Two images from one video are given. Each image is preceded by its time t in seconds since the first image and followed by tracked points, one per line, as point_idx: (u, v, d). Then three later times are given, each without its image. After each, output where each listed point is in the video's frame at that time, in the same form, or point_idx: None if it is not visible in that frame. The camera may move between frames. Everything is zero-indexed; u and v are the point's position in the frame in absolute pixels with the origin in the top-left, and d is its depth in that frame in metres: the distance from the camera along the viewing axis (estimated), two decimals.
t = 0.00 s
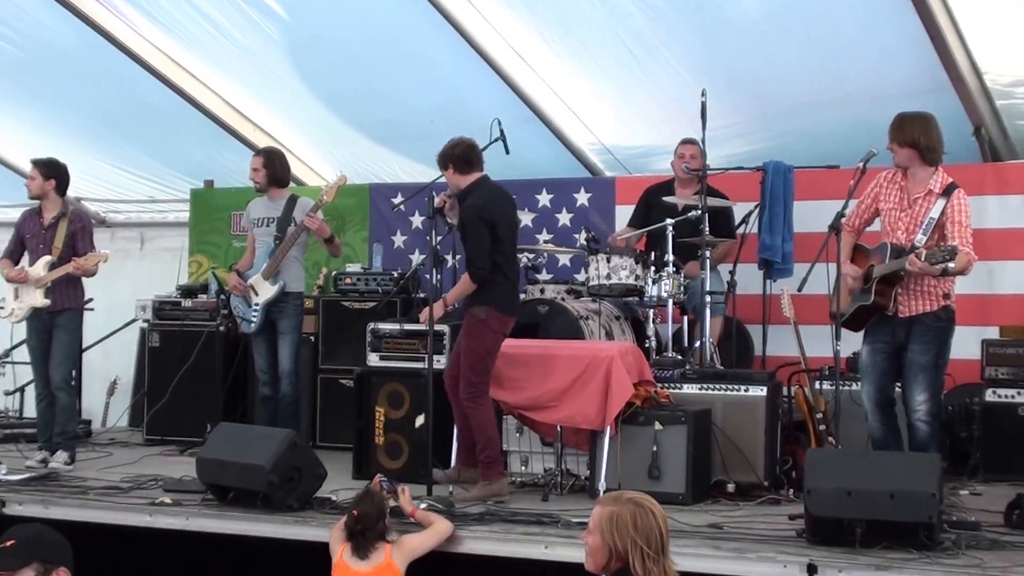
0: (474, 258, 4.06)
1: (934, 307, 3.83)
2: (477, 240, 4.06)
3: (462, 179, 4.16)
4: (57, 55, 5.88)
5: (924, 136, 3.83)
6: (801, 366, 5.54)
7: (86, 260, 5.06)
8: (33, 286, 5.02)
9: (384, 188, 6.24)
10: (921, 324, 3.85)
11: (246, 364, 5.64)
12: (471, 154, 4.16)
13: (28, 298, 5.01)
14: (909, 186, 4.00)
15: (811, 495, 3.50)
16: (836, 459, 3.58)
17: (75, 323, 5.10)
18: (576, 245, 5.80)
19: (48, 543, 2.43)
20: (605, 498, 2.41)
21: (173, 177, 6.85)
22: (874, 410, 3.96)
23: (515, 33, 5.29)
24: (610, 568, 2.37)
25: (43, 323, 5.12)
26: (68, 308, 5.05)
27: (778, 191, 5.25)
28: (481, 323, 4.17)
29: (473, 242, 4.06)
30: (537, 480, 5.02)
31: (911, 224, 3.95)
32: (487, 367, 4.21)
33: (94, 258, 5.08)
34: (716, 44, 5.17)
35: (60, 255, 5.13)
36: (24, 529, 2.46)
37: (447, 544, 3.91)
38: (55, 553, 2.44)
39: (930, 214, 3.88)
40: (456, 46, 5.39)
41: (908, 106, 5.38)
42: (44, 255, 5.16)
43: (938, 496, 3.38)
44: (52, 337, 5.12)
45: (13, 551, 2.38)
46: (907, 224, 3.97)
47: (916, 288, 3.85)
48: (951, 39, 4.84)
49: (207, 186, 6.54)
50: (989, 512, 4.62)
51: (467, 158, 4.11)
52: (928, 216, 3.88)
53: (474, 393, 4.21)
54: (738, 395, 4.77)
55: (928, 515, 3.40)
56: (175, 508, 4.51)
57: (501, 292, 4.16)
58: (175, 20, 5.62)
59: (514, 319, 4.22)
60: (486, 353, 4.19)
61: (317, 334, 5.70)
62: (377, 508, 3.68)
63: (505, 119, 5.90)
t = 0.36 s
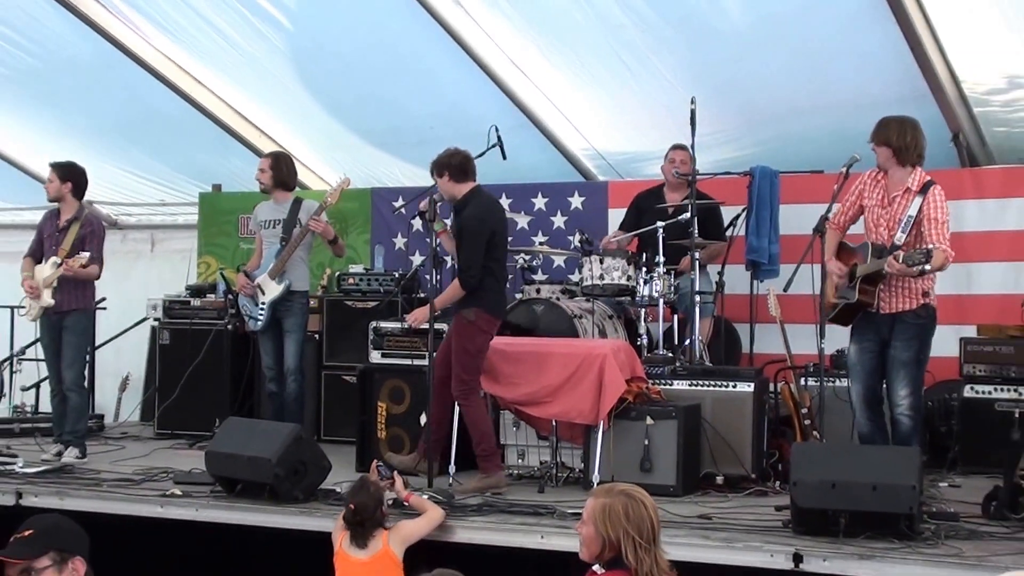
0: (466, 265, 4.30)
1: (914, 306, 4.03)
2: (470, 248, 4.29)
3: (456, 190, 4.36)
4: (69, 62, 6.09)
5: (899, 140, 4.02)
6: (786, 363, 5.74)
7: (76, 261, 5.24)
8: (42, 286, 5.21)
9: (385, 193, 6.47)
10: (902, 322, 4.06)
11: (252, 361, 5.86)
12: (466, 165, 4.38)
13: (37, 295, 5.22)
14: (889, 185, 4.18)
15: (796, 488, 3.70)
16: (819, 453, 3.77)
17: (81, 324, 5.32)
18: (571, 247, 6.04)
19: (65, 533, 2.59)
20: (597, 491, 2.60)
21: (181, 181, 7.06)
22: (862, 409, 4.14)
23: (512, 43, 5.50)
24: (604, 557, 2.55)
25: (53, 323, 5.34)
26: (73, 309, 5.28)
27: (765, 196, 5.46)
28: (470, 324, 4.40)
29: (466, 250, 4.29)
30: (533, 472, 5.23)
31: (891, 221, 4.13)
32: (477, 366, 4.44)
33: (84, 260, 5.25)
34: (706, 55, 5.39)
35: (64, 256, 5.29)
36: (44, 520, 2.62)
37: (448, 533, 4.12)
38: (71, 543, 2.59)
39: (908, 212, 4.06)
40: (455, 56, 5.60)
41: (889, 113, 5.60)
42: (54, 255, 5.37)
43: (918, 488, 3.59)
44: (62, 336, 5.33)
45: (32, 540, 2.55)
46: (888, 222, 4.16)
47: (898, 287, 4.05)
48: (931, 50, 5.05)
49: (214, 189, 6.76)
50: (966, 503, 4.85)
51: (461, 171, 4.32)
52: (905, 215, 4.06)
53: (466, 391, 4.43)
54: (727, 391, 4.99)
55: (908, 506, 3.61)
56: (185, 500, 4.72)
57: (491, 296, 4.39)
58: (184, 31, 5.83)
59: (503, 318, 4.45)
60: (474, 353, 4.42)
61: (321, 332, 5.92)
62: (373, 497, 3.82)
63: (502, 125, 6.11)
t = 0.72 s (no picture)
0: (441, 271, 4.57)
1: (896, 310, 4.22)
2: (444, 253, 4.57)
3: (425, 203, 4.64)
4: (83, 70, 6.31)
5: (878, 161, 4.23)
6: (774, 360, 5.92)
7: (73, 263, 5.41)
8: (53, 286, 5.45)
9: (387, 196, 6.74)
10: (884, 325, 4.26)
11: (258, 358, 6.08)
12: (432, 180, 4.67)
13: (51, 292, 5.45)
14: (873, 201, 4.42)
15: (783, 479, 3.92)
16: (804, 444, 3.99)
17: (92, 324, 5.53)
18: (565, 248, 6.31)
19: (79, 525, 2.83)
20: (592, 482, 2.80)
21: (188, 184, 7.29)
22: (839, 404, 4.39)
23: (509, 53, 5.72)
24: (597, 547, 2.74)
25: (67, 321, 5.56)
26: (83, 309, 5.48)
27: (752, 199, 5.69)
28: (452, 324, 4.64)
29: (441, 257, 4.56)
30: (528, 464, 5.46)
31: (874, 236, 4.38)
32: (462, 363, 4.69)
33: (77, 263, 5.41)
34: (695, 65, 5.61)
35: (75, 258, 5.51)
36: (62, 512, 2.87)
37: (450, 522, 4.33)
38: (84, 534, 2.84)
39: (890, 226, 4.30)
40: (455, 66, 5.82)
41: (871, 120, 5.83)
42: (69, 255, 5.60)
43: (900, 480, 3.80)
44: (75, 336, 5.55)
45: (47, 529, 2.80)
46: (871, 236, 4.40)
47: (880, 294, 4.25)
48: (911, 60, 5.26)
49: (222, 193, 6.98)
50: (944, 494, 5.06)
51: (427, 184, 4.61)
52: (888, 228, 4.29)
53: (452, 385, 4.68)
54: (715, 387, 5.21)
55: (889, 497, 3.81)
56: (194, 491, 4.94)
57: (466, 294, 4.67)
58: (193, 41, 6.03)
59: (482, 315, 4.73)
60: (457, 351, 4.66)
61: (326, 330, 6.14)
62: (373, 489, 3.96)
63: (499, 131, 6.34)
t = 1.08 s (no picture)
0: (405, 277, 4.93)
1: (878, 305, 4.47)
2: (403, 258, 4.93)
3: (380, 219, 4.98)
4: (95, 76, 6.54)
5: (869, 163, 4.43)
6: (759, 356, 6.21)
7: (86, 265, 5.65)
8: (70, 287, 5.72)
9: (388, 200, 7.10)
10: (868, 321, 4.50)
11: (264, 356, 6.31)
12: (383, 198, 4.99)
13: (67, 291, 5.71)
14: (854, 199, 4.65)
15: (769, 472, 4.10)
16: (789, 439, 4.17)
17: (105, 324, 5.74)
18: (559, 249, 6.57)
19: (99, 514, 2.95)
20: (584, 476, 3.00)
21: (196, 187, 7.54)
22: (825, 399, 4.60)
23: (505, 61, 5.94)
24: (590, 538, 2.95)
25: (81, 320, 5.78)
26: (97, 309, 5.69)
27: (739, 202, 5.91)
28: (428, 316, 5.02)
29: (403, 265, 4.93)
30: (524, 457, 5.68)
31: (856, 232, 4.60)
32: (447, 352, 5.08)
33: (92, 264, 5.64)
34: (685, 74, 5.85)
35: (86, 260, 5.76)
36: (84, 502, 2.99)
37: (450, 512, 4.54)
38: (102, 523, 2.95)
39: (872, 222, 4.52)
40: (453, 74, 6.04)
41: (854, 127, 6.07)
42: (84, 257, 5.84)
43: (882, 472, 4.02)
44: (89, 334, 5.76)
45: (66, 517, 2.92)
46: (853, 233, 4.62)
47: (862, 289, 4.49)
48: (893, 69, 5.48)
49: (230, 196, 7.23)
50: (923, 486, 5.30)
51: (379, 203, 4.93)
52: (870, 224, 4.52)
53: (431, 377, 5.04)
54: (704, 382, 5.42)
55: (872, 488, 4.02)
56: (203, 484, 5.14)
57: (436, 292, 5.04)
58: (201, 50, 6.26)
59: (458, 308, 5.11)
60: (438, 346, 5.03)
61: (329, 328, 6.37)
62: (383, 478, 4.13)
63: (497, 137, 6.57)
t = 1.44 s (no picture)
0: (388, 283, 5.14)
1: (858, 306, 4.65)
2: (383, 265, 5.13)
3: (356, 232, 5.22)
4: (106, 81, 6.81)
5: (847, 176, 4.64)
6: (746, 352, 6.41)
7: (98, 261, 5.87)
8: (81, 283, 5.94)
9: (388, 202, 7.35)
10: (849, 319, 4.67)
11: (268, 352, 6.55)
12: (356, 211, 5.26)
13: (77, 290, 5.95)
14: (837, 205, 4.86)
15: (753, 463, 4.28)
16: (773, 432, 4.34)
17: (114, 321, 5.97)
18: (552, 249, 6.85)
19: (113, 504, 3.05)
20: (576, 468, 3.21)
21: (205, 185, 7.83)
22: (807, 393, 4.81)
23: (500, 68, 6.19)
24: (582, 527, 3.12)
25: (92, 317, 5.99)
26: (107, 306, 5.92)
27: (726, 204, 6.15)
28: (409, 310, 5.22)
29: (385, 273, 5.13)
30: (518, 449, 5.92)
31: (838, 236, 4.81)
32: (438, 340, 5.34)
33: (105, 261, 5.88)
34: (673, 82, 6.10)
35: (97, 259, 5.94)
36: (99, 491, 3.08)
37: (450, 502, 4.76)
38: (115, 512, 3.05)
39: (852, 229, 4.73)
40: (450, 81, 6.28)
41: (835, 132, 6.32)
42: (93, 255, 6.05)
43: (861, 464, 4.17)
44: (99, 333, 5.98)
45: (81, 506, 3.01)
46: (836, 237, 4.83)
47: (842, 291, 4.68)
48: (873, 77, 5.71)
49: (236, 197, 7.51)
50: (903, 476, 5.50)
51: (352, 216, 5.19)
52: (851, 232, 4.73)
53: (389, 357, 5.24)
54: (692, 377, 5.64)
55: (853, 479, 4.18)
56: (209, 476, 5.35)
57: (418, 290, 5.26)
58: (208, 57, 6.50)
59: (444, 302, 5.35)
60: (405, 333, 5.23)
61: (331, 325, 6.61)
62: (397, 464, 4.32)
63: (493, 141, 6.83)
